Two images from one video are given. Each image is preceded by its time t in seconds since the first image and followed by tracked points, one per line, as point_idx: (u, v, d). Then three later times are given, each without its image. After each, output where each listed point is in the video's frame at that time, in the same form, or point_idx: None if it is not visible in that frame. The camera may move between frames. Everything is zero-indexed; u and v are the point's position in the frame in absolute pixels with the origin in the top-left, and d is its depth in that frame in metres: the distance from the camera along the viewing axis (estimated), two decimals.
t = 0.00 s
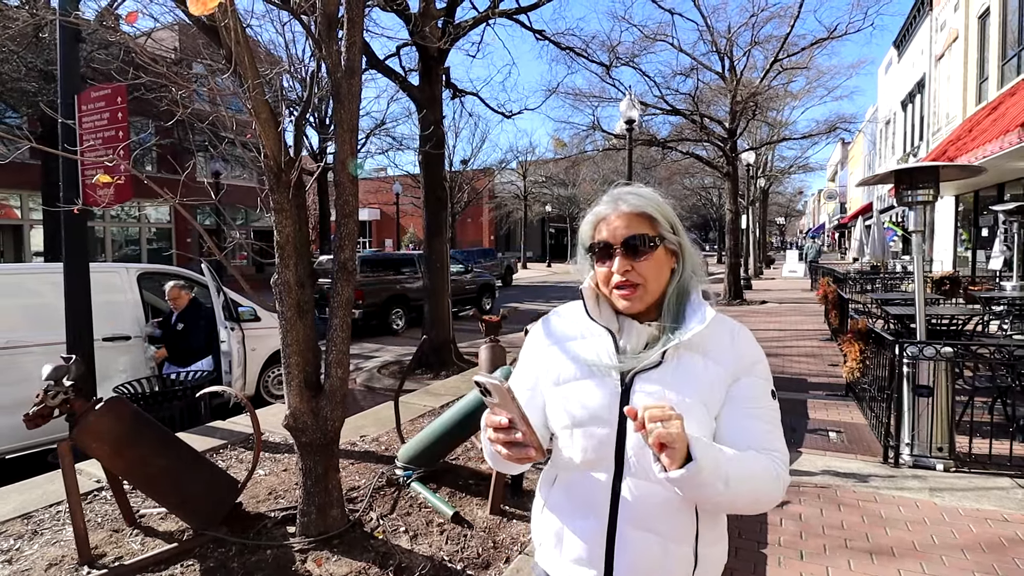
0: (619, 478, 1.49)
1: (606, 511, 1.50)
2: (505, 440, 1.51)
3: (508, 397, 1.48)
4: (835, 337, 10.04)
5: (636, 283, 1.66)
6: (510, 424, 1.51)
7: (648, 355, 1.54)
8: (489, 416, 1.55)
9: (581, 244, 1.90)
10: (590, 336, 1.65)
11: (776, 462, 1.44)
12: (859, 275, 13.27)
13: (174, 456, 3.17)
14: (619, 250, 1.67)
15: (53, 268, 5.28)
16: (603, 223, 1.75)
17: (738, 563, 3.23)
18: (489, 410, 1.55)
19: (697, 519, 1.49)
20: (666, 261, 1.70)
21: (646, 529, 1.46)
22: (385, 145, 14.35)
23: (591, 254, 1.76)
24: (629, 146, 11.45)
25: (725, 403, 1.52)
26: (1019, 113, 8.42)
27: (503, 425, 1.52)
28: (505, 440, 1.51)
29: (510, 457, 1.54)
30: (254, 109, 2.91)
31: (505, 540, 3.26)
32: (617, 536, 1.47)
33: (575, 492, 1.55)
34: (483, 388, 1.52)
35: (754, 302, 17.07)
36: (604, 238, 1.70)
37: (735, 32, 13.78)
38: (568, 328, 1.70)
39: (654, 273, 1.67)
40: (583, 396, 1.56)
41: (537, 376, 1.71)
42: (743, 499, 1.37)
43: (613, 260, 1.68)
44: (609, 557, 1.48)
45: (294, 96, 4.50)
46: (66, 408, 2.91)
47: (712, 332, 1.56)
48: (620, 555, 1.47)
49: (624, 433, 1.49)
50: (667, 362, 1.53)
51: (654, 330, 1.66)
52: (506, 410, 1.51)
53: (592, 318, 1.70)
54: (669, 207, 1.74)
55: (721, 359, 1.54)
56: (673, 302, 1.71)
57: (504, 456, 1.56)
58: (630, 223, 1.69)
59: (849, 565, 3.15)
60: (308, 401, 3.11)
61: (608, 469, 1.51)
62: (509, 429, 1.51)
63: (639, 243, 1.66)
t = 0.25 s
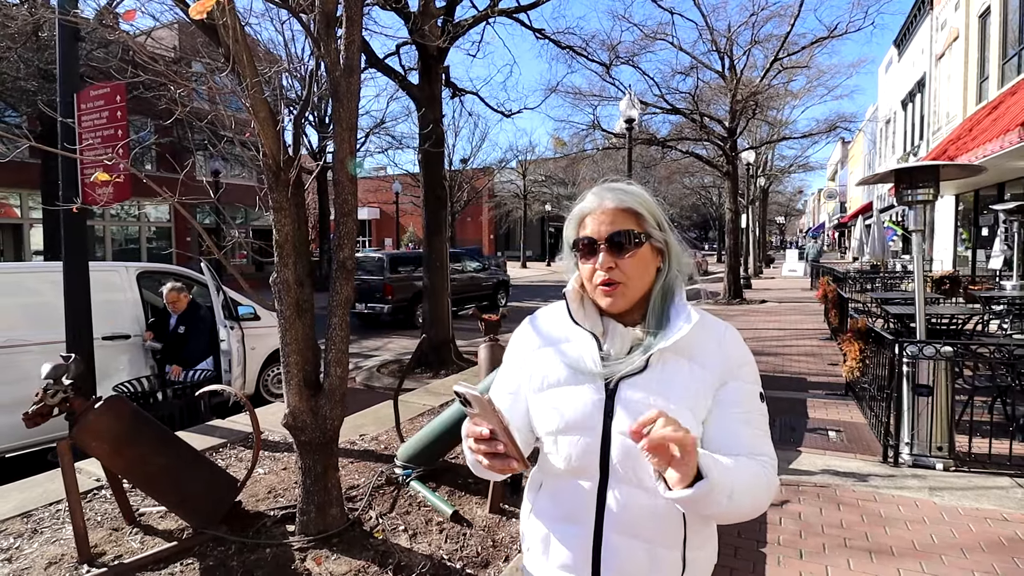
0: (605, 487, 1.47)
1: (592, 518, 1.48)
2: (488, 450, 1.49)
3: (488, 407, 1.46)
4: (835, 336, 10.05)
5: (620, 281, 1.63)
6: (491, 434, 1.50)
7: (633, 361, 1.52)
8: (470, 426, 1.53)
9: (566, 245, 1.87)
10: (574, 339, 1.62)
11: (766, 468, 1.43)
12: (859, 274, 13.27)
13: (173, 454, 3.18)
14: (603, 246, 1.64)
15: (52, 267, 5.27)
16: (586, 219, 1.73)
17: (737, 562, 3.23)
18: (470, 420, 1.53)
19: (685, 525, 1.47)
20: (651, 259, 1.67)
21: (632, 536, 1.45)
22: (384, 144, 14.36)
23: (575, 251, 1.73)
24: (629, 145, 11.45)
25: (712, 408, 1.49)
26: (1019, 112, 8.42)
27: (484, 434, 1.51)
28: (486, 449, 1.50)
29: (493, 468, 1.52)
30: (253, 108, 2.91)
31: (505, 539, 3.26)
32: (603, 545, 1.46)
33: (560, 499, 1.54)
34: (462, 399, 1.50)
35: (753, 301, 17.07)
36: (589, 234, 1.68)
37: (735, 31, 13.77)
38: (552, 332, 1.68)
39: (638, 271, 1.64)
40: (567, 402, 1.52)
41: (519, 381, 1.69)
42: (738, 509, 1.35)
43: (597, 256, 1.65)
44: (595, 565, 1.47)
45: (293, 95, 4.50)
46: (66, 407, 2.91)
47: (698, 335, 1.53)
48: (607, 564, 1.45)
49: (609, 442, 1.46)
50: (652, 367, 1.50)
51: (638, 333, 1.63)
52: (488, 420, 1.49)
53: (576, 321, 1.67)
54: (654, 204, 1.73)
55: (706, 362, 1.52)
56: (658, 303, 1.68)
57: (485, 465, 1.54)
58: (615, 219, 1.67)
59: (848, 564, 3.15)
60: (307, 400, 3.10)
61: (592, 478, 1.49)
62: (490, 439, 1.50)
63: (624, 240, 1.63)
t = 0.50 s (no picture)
0: (592, 493, 1.47)
1: (578, 526, 1.49)
2: (465, 459, 1.49)
3: (466, 414, 1.47)
4: (837, 337, 10.03)
5: (603, 280, 1.63)
6: (468, 441, 1.50)
7: (617, 361, 1.51)
8: (448, 434, 1.53)
9: (552, 245, 1.88)
10: (559, 339, 1.63)
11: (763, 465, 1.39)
12: (861, 274, 13.25)
13: (176, 455, 3.19)
14: (586, 244, 1.64)
15: (55, 267, 5.29)
16: (570, 217, 1.73)
17: (739, 564, 3.23)
18: (447, 428, 1.53)
19: (675, 530, 1.47)
20: (635, 258, 1.68)
21: (619, 542, 1.45)
22: (386, 144, 14.39)
23: (559, 249, 1.74)
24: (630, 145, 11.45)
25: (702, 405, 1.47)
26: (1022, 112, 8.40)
27: (461, 441, 1.51)
28: (464, 457, 1.50)
29: (471, 476, 1.52)
30: (255, 109, 2.91)
31: (506, 540, 3.26)
32: (590, 552, 1.47)
33: (546, 506, 1.54)
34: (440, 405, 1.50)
35: (755, 302, 17.06)
36: (572, 232, 1.68)
37: (736, 32, 13.78)
38: (536, 332, 1.68)
39: (621, 270, 1.64)
40: (551, 406, 1.53)
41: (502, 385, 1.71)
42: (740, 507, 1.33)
43: (580, 254, 1.65)
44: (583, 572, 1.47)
45: (295, 96, 4.51)
46: (68, 407, 2.91)
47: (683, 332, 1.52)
48: (593, 571, 1.46)
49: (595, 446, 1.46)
50: (636, 366, 1.49)
51: (622, 333, 1.63)
52: (465, 427, 1.49)
53: (561, 321, 1.68)
54: (639, 203, 1.73)
55: (694, 360, 1.50)
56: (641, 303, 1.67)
57: (464, 473, 1.53)
58: (598, 217, 1.67)
59: (850, 566, 3.14)
60: (309, 400, 3.11)
61: (578, 484, 1.49)
62: (467, 446, 1.50)
63: (607, 238, 1.63)
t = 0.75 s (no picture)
0: (579, 496, 1.47)
1: (565, 530, 1.49)
2: (444, 463, 1.43)
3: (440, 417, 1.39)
4: (841, 334, 10.01)
5: (589, 282, 1.62)
6: (446, 444, 1.44)
7: (602, 360, 1.51)
8: (426, 439, 1.46)
9: (536, 244, 1.88)
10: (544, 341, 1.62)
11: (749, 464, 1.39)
12: (865, 271, 13.20)
13: (180, 451, 3.20)
14: (573, 246, 1.64)
15: (59, 263, 5.31)
16: (555, 217, 1.72)
17: (742, 561, 3.23)
18: (425, 431, 1.47)
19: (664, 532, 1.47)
20: (622, 259, 1.67)
21: (608, 547, 1.45)
22: (389, 141, 14.41)
23: (544, 250, 1.73)
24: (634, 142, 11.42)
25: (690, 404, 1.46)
26: None
27: (438, 445, 1.45)
28: (443, 462, 1.44)
29: (453, 481, 1.47)
30: (258, 105, 2.91)
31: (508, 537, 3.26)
32: (578, 557, 1.46)
33: (533, 512, 1.54)
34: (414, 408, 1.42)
35: (758, 298, 17.03)
36: (558, 233, 1.67)
37: (740, 27, 13.73)
38: (521, 334, 1.67)
39: (609, 271, 1.64)
40: (535, 408, 1.52)
41: (488, 387, 1.67)
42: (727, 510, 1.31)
43: (566, 256, 1.64)
44: None
45: (297, 93, 4.50)
46: (73, 402, 2.92)
47: (669, 330, 1.52)
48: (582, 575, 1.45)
49: (581, 449, 1.46)
50: (622, 366, 1.49)
51: (606, 334, 1.63)
52: (443, 430, 1.43)
53: (545, 323, 1.68)
54: (625, 200, 1.72)
55: (681, 358, 1.50)
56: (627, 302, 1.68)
57: (445, 478, 1.48)
58: (584, 218, 1.67)
59: (853, 563, 3.14)
60: (312, 396, 3.12)
61: (564, 487, 1.49)
62: (446, 450, 1.44)
63: (593, 239, 1.63)
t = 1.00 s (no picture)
0: (566, 500, 1.46)
1: (552, 538, 1.48)
2: (425, 468, 1.39)
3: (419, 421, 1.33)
4: (846, 333, 9.98)
5: (580, 281, 1.62)
6: (427, 449, 1.39)
7: (587, 361, 1.50)
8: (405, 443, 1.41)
9: (527, 241, 1.87)
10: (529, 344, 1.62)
11: (734, 465, 1.38)
12: (869, 270, 13.15)
13: (184, 450, 3.20)
14: (566, 245, 1.63)
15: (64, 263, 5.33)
16: (550, 212, 1.71)
17: (747, 561, 3.22)
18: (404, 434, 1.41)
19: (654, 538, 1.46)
20: (615, 259, 1.67)
21: (595, 554, 1.44)
22: (392, 140, 14.41)
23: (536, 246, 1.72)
24: (637, 140, 11.41)
25: (677, 405, 1.47)
26: None
27: (418, 449, 1.39)
28: (424, 467, 1.39)
29: (435, 487, 1.43)
30: (261, 104, 2.91)
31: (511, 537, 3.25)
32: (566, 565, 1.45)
33: (520, 519, 1.53)
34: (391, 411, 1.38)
35: (762, 298, 16.98)
36: (551, 230, 1.67)
37: (744, 26, 13.70)
38: (507, 337, 1.67)
39: (601, 272, 1.64)
40: (520, 411, 1.51)
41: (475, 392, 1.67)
42: (711, 506, 1.31)
43: (559, 254, 1.64)
44: None
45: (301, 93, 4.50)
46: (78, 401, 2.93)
47: (657, 331, 1.52)
48: None
49: (565, 453, 1.44)
50: (609, 366, 1.49)
51: (593, 334, 1.63)
52: (423, 434, 1.38)
53: (532, 323, 1.68)
54: (622, 201, 1.72)
55: (668, 359, 1.50)
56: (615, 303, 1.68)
57: (427, 483, 1.43)
58: (580, 216, 1.66)
59: (858, 564, 3.12)
60: (315, 396, 3.12)
61: (550, 493, 1.48)
62: (427, 454, 1.39)
63: (588, 238, 1.62)
